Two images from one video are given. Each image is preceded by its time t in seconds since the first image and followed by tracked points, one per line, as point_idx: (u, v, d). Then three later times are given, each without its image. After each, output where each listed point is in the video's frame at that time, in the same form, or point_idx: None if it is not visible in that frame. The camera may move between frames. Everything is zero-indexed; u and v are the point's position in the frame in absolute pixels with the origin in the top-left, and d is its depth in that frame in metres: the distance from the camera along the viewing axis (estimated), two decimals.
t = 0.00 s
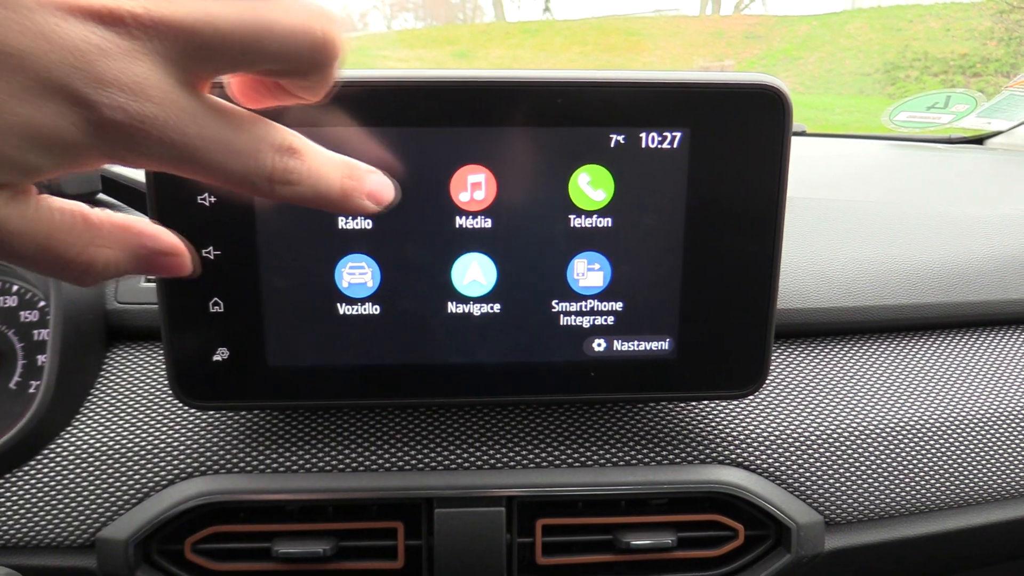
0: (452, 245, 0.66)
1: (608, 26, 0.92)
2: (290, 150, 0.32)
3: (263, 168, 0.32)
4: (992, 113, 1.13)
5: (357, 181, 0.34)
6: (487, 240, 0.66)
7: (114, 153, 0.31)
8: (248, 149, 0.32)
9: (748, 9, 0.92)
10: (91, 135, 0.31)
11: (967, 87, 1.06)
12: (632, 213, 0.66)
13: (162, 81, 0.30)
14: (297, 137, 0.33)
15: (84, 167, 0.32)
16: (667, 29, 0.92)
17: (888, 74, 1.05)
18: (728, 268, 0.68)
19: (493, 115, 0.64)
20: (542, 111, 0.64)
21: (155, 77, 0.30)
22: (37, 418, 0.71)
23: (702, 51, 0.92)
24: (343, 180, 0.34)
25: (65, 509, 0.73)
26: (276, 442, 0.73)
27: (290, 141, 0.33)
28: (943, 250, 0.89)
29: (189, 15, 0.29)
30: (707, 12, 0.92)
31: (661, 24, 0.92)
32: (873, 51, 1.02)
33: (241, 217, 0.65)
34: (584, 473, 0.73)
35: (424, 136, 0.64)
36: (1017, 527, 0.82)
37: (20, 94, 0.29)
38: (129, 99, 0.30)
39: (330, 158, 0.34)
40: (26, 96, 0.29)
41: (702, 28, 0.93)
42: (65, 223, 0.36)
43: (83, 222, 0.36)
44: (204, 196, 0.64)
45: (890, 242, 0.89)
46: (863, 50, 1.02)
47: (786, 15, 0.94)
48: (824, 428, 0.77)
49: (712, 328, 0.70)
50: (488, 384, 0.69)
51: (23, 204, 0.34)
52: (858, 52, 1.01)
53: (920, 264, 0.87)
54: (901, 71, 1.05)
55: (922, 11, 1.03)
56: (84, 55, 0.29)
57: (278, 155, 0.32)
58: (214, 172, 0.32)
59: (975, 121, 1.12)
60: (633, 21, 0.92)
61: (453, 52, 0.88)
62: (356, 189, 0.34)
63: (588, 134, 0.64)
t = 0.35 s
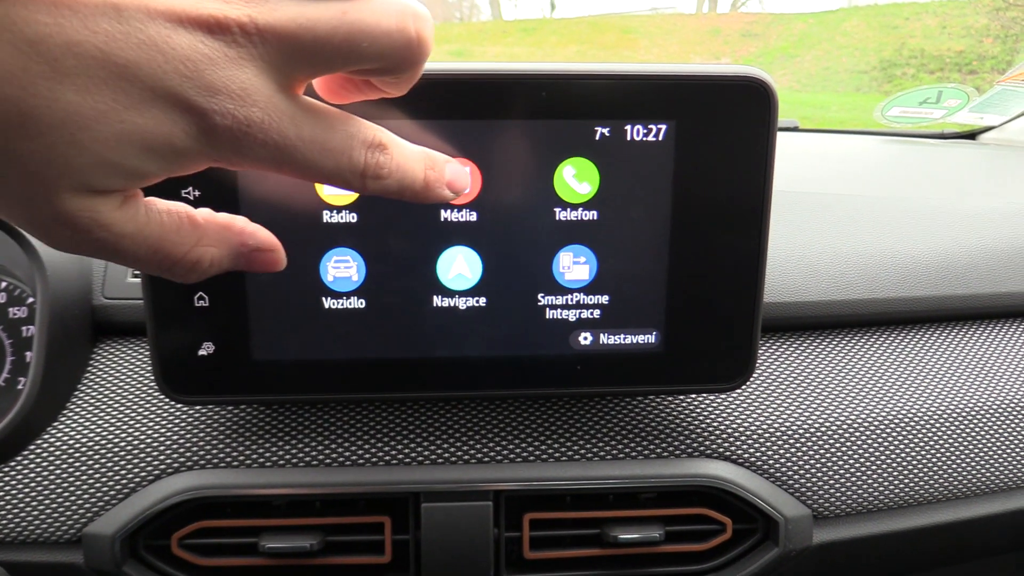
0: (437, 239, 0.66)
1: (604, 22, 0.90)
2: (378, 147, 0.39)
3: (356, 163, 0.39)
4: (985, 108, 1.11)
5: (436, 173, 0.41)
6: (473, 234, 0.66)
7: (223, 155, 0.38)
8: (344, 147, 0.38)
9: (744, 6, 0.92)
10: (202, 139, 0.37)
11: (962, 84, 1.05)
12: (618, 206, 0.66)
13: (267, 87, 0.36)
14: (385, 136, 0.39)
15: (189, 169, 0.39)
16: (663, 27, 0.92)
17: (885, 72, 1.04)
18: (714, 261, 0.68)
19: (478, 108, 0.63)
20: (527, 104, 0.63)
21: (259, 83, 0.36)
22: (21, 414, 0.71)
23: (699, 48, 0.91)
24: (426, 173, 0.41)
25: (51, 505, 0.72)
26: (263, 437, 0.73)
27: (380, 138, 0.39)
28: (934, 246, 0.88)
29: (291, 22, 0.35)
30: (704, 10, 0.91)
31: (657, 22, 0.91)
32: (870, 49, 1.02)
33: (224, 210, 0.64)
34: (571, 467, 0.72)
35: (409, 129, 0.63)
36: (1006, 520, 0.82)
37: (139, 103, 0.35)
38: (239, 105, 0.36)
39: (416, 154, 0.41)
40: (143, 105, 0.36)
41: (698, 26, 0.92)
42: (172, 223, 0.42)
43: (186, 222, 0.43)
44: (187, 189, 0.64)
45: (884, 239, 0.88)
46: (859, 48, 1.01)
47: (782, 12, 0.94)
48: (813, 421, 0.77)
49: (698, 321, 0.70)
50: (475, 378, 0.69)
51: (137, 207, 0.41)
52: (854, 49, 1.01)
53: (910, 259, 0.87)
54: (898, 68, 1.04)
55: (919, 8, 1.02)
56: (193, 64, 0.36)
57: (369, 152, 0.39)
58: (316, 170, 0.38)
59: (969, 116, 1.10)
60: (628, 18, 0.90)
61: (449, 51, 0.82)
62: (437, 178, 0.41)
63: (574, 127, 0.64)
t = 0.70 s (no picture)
0: (428, 234, 0.66)
1: (599, 19, 0.90)
2: (393, 154, 0.41)
3: (373, 169, 0.40)
4: (976, 106, 1.13)
5: (440, 175, 0.44)
6: (464, 229, 0.66)
7: (252, 161, 0.39)
8: (363, 154, 0.40)
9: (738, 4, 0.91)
10: (235, 146, 0.38)
11: (953, 79, 1.06)
12: (609, 202, 0.66)
13: (296, 97, 0.38)
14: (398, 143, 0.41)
15: (219, 171, 0.40)
16: (657, 25, 0.91)
17: (878, 70, 1.04)
18: (705, 257, 0.68)
19: (470, 104, 0.63)
20: (519, 99, 0.63)
21: (289, 93, 0.38)
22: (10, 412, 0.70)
23: (693, 46, 0.91)
24: (432, 176, 0.43)
25: (40, 503, 0.72)
26: (252, 434, 0.73)
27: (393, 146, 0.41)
28: (926, 243, 0.89)
29: (325, 38, 0.36)
30: (698, 7, 0.90)
31: (652, 20, 0.91)
32: (864, 47, 1.02)
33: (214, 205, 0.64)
34: (563, 463, 0.72)
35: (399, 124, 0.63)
36: (995, 516, 0.82)
37: (178, 110, 0.37)
38: (269, 114, 0.37)
39: (423, 158, 0.43)
40: (180, 111, 0.37)
41: (693, 24, 0.91)
42: (202, 221, 0.44)
43: (215, 219, 0.45)
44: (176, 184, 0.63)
45: (877, 236, 0.88)
46: (853, 46, 1.01)
47: (776, 10, 0.93)
48: (803, 418, 0.77)
49: (690, 318, 0.70)
50: (466, 374, 0.69)
51: (169, 206, 0.42)
52: (848, 47, 1.01)
53: (902, 256, 0.87)
54: (892, 67, 1.04)
55: (912, 6, 1.02)
56: (231, 75, 0.37)
57: (385, 159, 0.40)
58: (336, 175, 0.40)
59: (960, 113, 1.12)
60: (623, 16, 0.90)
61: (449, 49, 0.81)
62: (442, 180, 0.44)
63: (565, 123, 0.64)
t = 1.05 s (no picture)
0: (423, 233, 0.66)
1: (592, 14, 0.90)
2: (263, 19, 0.36)
3: (241, 34, 0.36)
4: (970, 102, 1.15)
5: (332, 59, 0.40)
6: (459, 227, 0.66)
7: (100, 27, 0.35)
8: (228, 17, 0.35)
9: None
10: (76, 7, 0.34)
11: (948, 76, 1.07)
12: (604, 200, 0.66)
13: None
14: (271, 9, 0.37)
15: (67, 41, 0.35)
16: (651, 21, 0.92)
17: (873, 66, 1.04)
18: (700, 255, 0.68)
19: (464, 102, 0.63)
20: (513, 97, 0.63)
21: None
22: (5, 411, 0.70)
23: (687, 43, 0.91)
24: (323, 57, 0.39)
25: (35, 503, 0.72)
26: (248, 433, 0.73)
27: (265, 11, 0.37)
28: (920, 239, 0.89)
29: None
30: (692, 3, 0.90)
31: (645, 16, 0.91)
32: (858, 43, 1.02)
33: (210, 205, 0.64)
34: (558, 461, 0.73)
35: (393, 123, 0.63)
36: (989, 511, 0.82)
37: None
38: None
39: (312, 37, 0.39)
40: None
41: (688, 19, 0.92)
42: (41, 95, 0.39)
43: (58, 94, 0.39)
44: (171, 184, 0.63)
45: (870, 231, 0.88)
46: (846, 43, 1.01)
47: (770, 6, 0.93)
48: (798, 414, 0.78)
49: (685, 315, 0.70)
50: (462, 372, 0.69)
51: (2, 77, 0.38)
52: (842, 43, 1.01)
53: (896, 251, 0.87)
54: (886, 63, 1.04)
55: (906, 3, 1.03)
56: None
57: (255, 24, 0.36)
58: (195, 43, 0.35)
59: (953, 109, 1.14)
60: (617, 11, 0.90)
61: (438, 45, 0.83)
62: (332, 62, 0.40)
63: (559, 121, 0.64)
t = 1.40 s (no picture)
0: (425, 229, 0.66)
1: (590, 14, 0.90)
2: None
3: None
4: (969, 99, 1.15)
5: None
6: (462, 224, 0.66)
7: None
8: None
9: None
10: None
11: (945, 74, 1.07)
12: (606, 196, 0.66)
13: None
14: None
15: None
16: (648, 20, 0.91)
17: (870, 65, 1.04)
18: (702, 251, 0.68)
19: (466, 98, 0.63)
20: (515, 93, 0.63)
21: None
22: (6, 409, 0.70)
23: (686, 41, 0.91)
24: None
25: (37, 500, 0.72)
26: (250, 430, 0.73)
27: None
28: (918, 235, 0.89)
29: None
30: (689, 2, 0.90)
31: (643, 16, 0.91)
32: (855, 42, 1.03)
33: (213, 201, 0.64)
34: (561, 456, 0.73)
35: (395, 119, 0.63)
36: (990, 507, 0.83)
37: None
38: None
39: None
40: None
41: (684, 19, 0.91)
42: None
43: None
44: (174, 180, 0.63)
45: (868, 228, 0.89)
46: (844, 42, 1.02)
47: (767, 6, 0.93)
48: (800, 410, 0.78)
49: (687, 311, 0.70)
50: (464, 368, 0.69)
51: None
52: (840, 42, 1.02)
53: (895, 248, 0.87)
54: (883, 62, 1.04)
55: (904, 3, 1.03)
56: None
57: None
58: None
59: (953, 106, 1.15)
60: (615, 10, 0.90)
61: (437, 44, 0.83)
62: None
63: (561, 117, 0.64)
